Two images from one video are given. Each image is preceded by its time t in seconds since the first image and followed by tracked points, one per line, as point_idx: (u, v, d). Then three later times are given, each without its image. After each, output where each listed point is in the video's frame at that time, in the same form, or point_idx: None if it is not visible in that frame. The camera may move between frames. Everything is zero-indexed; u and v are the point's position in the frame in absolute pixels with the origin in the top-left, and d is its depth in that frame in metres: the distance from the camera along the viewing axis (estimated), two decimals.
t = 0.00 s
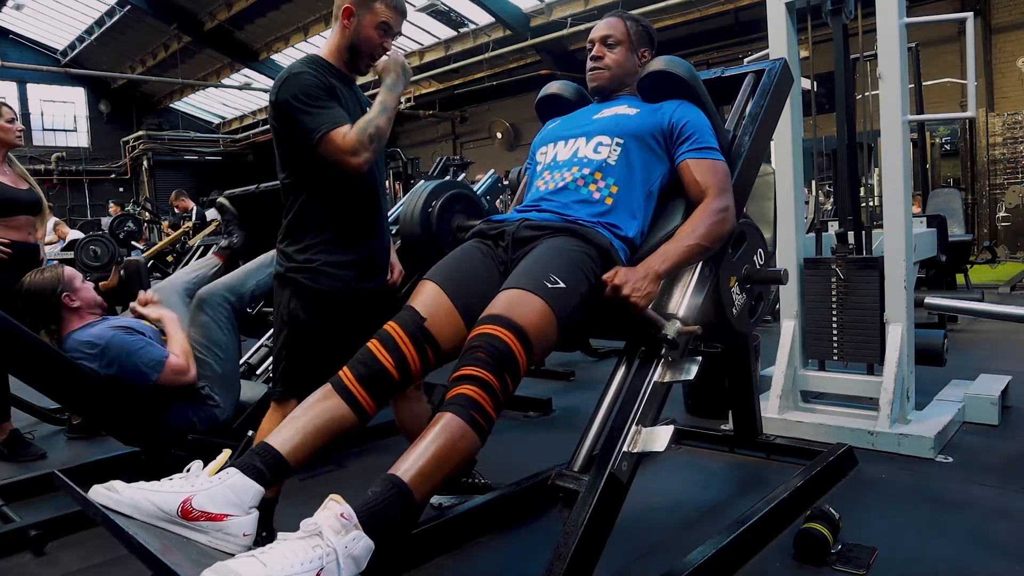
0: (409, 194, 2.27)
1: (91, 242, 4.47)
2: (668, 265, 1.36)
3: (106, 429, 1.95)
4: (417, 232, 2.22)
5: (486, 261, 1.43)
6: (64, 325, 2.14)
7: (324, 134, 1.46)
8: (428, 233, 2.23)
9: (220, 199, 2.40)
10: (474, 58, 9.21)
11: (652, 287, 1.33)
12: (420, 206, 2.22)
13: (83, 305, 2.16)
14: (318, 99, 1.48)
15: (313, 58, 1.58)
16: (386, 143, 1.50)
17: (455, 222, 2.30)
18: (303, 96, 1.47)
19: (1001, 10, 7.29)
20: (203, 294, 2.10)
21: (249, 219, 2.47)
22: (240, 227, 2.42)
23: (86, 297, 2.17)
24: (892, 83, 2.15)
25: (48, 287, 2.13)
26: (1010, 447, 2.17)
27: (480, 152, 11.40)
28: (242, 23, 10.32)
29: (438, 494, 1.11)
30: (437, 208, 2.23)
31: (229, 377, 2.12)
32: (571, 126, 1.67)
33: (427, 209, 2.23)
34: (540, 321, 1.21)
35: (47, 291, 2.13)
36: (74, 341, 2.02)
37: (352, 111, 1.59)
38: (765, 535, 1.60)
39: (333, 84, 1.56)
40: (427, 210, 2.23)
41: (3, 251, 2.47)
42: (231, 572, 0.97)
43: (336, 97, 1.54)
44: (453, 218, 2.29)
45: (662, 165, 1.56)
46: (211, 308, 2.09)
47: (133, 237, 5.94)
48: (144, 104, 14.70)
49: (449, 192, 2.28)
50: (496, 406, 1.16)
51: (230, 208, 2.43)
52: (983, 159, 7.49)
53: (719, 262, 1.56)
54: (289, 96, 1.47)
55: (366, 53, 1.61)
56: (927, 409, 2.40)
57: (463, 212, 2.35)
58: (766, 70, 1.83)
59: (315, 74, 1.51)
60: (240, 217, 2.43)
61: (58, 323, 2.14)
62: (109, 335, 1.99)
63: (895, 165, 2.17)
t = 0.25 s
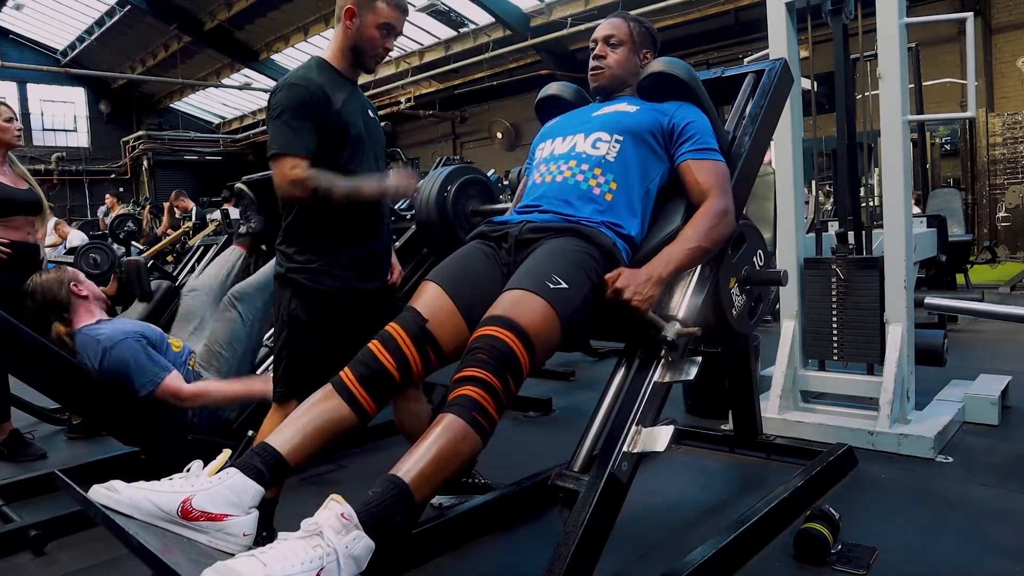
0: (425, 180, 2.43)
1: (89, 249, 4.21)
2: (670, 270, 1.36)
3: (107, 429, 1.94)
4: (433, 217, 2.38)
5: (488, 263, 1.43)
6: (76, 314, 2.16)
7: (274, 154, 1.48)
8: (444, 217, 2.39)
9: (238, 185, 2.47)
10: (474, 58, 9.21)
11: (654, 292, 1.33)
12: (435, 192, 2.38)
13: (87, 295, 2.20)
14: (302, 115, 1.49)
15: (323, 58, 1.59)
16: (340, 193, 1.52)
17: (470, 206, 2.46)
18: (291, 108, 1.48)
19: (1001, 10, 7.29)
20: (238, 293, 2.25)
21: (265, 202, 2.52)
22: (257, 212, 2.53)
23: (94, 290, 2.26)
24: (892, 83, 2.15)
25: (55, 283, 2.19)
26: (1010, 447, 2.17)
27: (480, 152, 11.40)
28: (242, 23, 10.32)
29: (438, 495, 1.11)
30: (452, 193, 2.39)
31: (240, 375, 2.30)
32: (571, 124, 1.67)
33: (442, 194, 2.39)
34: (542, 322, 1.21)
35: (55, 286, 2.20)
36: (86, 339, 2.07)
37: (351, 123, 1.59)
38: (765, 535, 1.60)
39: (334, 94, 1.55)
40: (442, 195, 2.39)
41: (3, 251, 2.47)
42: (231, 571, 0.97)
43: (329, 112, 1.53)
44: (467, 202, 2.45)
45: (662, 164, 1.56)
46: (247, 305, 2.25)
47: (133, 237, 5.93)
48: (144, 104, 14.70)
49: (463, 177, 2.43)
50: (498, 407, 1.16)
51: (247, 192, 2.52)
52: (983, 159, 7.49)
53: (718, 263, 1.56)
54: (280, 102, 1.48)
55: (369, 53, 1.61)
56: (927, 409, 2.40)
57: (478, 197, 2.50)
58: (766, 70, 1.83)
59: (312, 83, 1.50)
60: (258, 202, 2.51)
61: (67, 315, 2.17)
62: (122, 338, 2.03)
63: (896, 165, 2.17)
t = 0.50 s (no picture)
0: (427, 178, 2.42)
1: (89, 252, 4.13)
2: (669, 275, 1.37)
3: (106, 429, 1.93)
4: (435, 215, 2.39)
5: (487, 264, 1.43)
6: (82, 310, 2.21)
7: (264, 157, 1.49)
8: (446, 214, 2.39)
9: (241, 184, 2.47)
10: (474, 58, 9.21)
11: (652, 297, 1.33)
12: (437, 188, 2.38)
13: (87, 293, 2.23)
14: (297, 121, 1.49)
15: (328, 58, 1.58)
16: (314, 229, 1.53)
17: (471, 203, 2.45)
18: (287, 111, 1.48)
19: (1001, 10, 7.29)
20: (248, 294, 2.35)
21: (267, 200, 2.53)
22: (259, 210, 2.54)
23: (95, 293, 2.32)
24: (892, 83, 2.15)
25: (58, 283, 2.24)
26: (1010, 447, 2.17)
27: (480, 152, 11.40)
28: (242, 23, 10.32)
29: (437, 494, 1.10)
30: (454, 190, 2.38)
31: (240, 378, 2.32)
32: (570, 124, 1.67)
33: (445, 191, 2.39)
34: (541, 323, 1.22)
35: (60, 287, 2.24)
36: (85, 328, 2.12)
37: (350, 126, 1.58)
38: (765, 535, 1.60)
39: (334, 98, 1.54)
40: (445, 192, 2.39)
41: (3, 251, 2.47)
42: (231, 572, 0.97)
43: (327, 117, 1.53)
44: (469, 200, 2.44)
45: (661, 165, 1.56)
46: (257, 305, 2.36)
47: (133, 236, 5.93)
48: (144, 104, 14.70)
49: (466, 173, 2.42)
50: (496, 406, 1.16)
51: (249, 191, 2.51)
52: (983, 159, 7.49)
53: (717, 264, 1.56)
54: (278, 102, 1.48)
55: (373, 53, 1.60)
56: (927, 409, 2.40)
57: (479, 195, 2.50)
58: (766, 70, 1.83)
59: (310, 86, 1.50)
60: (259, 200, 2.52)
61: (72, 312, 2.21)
62: (121, 327, 2.08)
63: (896, 165, 2.17)
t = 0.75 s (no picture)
0: (425, 179, 2.43)
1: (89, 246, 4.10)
2: (668, 277, 1.37)
3: (106, 429, 1.94)
4: (434, 216, 2.39)
5: (487, 264, 1.43)
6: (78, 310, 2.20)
7: (273, 157, 1.49)
8: (445, 216, 2.40)
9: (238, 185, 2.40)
10: (474, 58, 9.21)
11: (651, 299, 1.33)
12: (436, 190, 2.38)
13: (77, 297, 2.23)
14: (305, 121, 1.49)
15: (332, 58, 1.58)
16: (323, 232, 1.54)
17: (470, 205, 2.46)
18: (295, 111, 1.47)
19: (1001, 10, 7.29)
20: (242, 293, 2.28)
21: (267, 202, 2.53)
22: (258, 212, 2.54)
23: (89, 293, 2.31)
24: (892, 83, 2.15)
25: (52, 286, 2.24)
26: (1010, 447, 2.17)
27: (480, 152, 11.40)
28: (242, 23, 10.32)
29: (437, 494, 1.10)
30: (453, 191, 2.39)
31: (241, 377, 2.25)
32: (571, 125, 1.67)
33: (444, 192, 2.39)
34: (540, 322, 1.21)
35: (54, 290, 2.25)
36: (77, 329, 2.09)
37: (355, 127, 1.59)
38: (765, 535, 1.60)
39: (340, 98, 1.55)
40: (443, 193, 2.39)
41: (3, 251, 2.47)
42: (231, 572, 0.97)
43: (333, 117, 1.53)
44: (468, 201, 2.45)
45: (661, 165, 1.56)
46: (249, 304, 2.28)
47: (133, 236, 5.93)
48: (144, 104, 14.71)
49: (463, 174, 2.43)
50: (496, 405, 1.16)
51: (248, 193, 2.47)
52: (983, 159, 7.49)
53: (717, 264, 1.56)
54: (286, 102, 1.48)
55: (377, 54, 1.61)
56: (927, 409, 2.40)
57: (478, 197, 2.51)
58: (766, 70, 1.83)
59: (318, 85, 1.50)
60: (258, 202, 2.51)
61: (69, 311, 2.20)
62: (112, 325, 2.04)
63: (896, 165, 2.17)
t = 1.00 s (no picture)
0: (424, 181, 2.43)
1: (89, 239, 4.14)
2: (667, 277, 1.37)
3: (106, 428, 1.94)
4: (432, 218, 2.38)
5: (487, 264, 1.43)
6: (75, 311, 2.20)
7: (278, 158, 1.48)
8: (444, 217, 2.39)
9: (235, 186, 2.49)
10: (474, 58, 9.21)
11: (651, 299, 1.33)
12: (435, 191, 2.38)
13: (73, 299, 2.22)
14: (308, 121, 1.48)
15: (332, 58, 1.58)
16: (328, 233, 1.54)
17: (468, 206, 2.47)
18: (298, 111, 1.47)
19: (1001, 10, 7.29)
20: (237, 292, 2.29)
21: (265, 204, 2.63)
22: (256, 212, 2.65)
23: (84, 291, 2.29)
24: (892, 83, 2.15)
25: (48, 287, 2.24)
26: (1010, 447, 2.17)
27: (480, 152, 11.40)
28: (242, 23, 10.32)
29: (436, 494, 1.10)
30: (452, 193, 2.40)
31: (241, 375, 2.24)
32: (571, 125, 1.67)
33: (442, 194, 2.40)
34: (541, 323, 1.21)
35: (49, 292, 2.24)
36: (74, 328, 2.08)
37: (356, 127, 1.59)
38: (765, 535, 1.60)
39: (341, 98, 1.55)
40: (442, 195, 2.40)
41: (3, 251, 2.47)
42: (231, 572, 0.97)
43: (336, 117, 1.53)
44: (466, 203, 2.46)
45: (661, 165, 1.56)
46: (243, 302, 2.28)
47: (133, 236, 5.93)
48: (144, 104, 14.71)
49: (461, 177, 2.44)
50: (496, 405, 1.16)
51: (246, 194, 2.60)
52: (983, 159, 7.49)
53: (717, 264, 1.56)
54: (289, 102, 1.47)
55: (379, 55, 1.61)
56: (927, 409, 2.40)
57: (477, 198, 2.52)
58: (766, 70, 1.83)
59: (321, 85, 1.50)
60: (257, 203, 2.61)
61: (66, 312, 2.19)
62: (108, 325, 2.02)
63: (896, 166, 2.17)
